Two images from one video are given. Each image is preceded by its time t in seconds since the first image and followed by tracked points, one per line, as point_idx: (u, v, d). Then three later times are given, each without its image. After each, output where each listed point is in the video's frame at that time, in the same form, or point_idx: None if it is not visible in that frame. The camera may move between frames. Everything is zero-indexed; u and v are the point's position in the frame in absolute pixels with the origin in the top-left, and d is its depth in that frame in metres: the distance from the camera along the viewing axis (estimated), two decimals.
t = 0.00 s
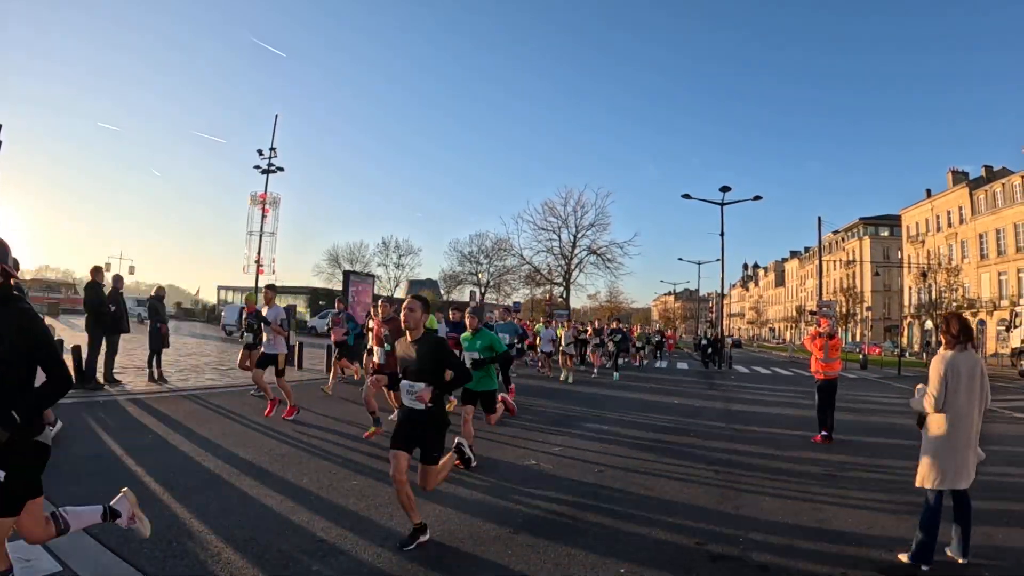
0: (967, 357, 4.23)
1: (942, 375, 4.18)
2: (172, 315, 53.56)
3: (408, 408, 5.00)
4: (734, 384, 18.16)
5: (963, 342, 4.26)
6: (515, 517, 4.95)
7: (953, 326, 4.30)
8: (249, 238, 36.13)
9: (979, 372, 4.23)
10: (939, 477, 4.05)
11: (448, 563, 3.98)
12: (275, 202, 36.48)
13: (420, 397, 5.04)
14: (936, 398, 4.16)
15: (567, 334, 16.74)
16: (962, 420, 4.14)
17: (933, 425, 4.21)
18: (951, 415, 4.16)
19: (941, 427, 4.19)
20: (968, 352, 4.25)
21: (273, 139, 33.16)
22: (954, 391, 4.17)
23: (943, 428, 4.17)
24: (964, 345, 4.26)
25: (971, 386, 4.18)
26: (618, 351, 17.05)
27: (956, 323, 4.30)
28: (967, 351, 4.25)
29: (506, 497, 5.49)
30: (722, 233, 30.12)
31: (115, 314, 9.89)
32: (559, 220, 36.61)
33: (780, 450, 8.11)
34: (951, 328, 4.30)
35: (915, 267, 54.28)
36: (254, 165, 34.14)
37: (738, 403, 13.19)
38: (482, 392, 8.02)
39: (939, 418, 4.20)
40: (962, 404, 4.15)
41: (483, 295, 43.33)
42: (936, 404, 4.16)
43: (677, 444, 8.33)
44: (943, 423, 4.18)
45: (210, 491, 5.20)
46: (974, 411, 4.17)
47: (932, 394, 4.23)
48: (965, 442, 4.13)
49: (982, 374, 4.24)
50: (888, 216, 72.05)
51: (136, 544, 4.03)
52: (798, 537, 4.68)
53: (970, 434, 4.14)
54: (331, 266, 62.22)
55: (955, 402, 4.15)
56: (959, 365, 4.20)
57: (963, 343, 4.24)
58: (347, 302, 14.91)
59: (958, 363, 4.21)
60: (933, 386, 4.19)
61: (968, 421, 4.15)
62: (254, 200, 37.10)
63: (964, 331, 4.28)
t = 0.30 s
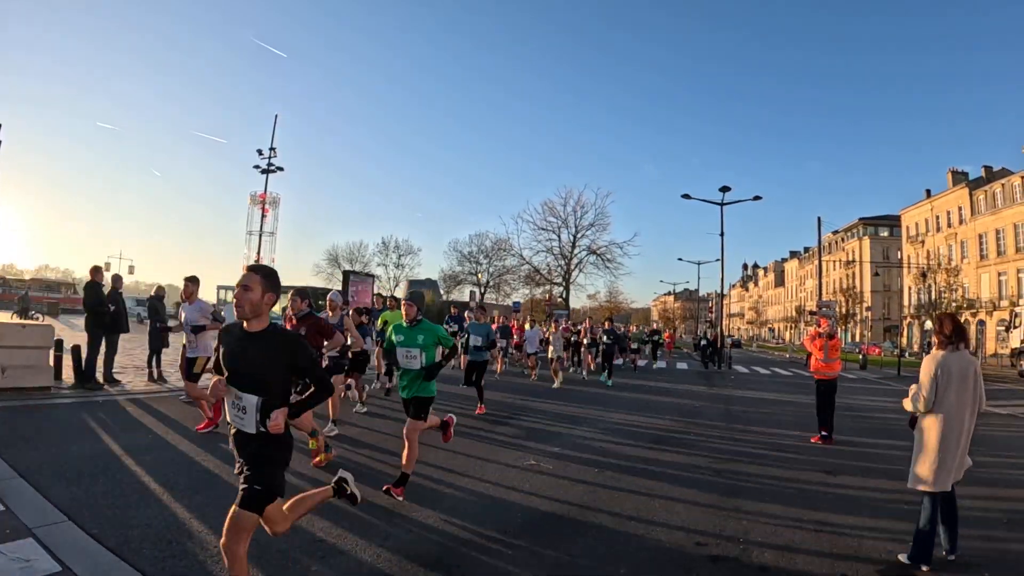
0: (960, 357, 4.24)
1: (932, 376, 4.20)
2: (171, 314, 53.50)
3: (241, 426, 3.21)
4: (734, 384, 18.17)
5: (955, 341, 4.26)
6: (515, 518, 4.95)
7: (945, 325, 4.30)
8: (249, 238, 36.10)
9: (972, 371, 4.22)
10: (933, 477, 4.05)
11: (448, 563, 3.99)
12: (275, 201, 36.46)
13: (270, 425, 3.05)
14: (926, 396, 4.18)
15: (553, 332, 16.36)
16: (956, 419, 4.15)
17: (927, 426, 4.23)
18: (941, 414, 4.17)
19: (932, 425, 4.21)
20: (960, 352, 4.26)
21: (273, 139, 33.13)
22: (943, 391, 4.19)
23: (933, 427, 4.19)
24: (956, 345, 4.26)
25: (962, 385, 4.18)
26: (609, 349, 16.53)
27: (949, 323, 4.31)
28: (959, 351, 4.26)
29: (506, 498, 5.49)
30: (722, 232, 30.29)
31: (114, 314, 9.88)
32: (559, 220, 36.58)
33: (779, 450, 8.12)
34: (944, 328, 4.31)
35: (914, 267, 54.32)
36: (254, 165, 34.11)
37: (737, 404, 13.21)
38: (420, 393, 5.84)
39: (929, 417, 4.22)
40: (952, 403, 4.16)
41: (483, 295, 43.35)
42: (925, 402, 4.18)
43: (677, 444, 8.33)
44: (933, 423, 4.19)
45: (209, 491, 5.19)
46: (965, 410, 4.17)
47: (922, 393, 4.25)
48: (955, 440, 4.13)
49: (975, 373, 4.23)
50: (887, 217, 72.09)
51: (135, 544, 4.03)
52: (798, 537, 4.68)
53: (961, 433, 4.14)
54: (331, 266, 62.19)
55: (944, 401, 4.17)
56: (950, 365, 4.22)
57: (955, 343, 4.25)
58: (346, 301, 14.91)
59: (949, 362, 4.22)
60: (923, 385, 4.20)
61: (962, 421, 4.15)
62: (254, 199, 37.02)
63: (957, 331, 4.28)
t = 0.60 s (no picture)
0: (958, 355, 4.24)
1: (931, 375, 4.19)
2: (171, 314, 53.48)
3: None
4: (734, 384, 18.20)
5: (953, 339, 4.26)
6: (514, 518, 4.95)
7: (943, 324, 4.30)
8: (249, 237, 36.04)
9: (970, 369, 4.22)
10: (933, 478, 4.06)
11: (447, 563, 3.98)
12: (274, 201, 36.41)
13: None
14: (924, 396, 4.17)
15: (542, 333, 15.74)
16: (955, 418, 4.15)
17: (925, 424, 4.23)
18: (940, 413, 4.17)
19: (930, 425, 4.21)
20: (957, 350, 4.26)
21: (273, 139, 33.10)
22: (940, 389, 4.19)
23: (933, 427, 4.19)
24: (954, 344, 4.26)
25: (960, 383, 4.18)
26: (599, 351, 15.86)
27: (946, 322, 4.30)
28: (957, 349, 4.26)
29: (506, 497, 5.49)
30: (723, 233, 30.24)
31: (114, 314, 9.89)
32: (560, 220, 36.57)
33: (780, 450, 8.12)
34: (940, 326, 4.32)
35: (914, 267, 54.30)
36: (255, 164, 34.09)
37: (737, 404, 13.22)
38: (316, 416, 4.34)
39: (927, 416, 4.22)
40: (950, 402, 4.16)
41: (483, 294, 43.37)
42: (923, 402, 4.17)
43: (678, 444, 8.33)
44: (932, 422, 4.19)
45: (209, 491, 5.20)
46: (964, 409, 4.17)
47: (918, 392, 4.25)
48: (953, 441, 4.12)
49: (974, 371, 4.23)
50: (887, 217, 72.11)
51: (135, 544, 4.03)
52: (800, 538, 4.68)
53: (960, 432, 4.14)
54: (331, 266, 62.15)
55: (942, 400, 4.17)
56: (947, 364, 4.21)
57: (952, 341, 4.25)
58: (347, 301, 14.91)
59: (945, 361, 4.22)
60: (921, 384, 4.20)
61: (961, 420, 4.16)
62: (254, 199, 36.98)
63: (955, 329, 4.28)
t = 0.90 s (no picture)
0: (959, 355, 4.25)
1: (934, 375, 4.18)
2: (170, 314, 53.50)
3: None
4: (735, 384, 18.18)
5: (954, 339, 4.26)
6: (514, 518, 4.95)
7: (942, 323, 4.32)
8: (249, 237, 36.00)
9: (970, 368, 4.24)
10: (938, 478, 4.05)
11: (448, 563, 3.98)
12: (274, 201, 36.39)
13: None
14: (927, 396, 4.17)
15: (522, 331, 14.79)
16: (957, 417, 4.15)
17: (927, 425, 4.22)
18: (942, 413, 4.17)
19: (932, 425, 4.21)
20: (959, 349, 4.27)
21: (273, 139, 33.10)
22: (942, 389, 4.18)
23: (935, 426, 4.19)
24: (955, 343, 4.26)
25: (962, 383, 4.18)
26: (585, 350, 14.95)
27: (945, 321, 4.31)
28: (958, 348, 4.27)
29: (507, 497, 5.48)
30: (722, 232, 31.00)
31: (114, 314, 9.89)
32: (560, 220, 36.59)
33: (780, 450, 8.11)
34: (939, 326, 4.33)
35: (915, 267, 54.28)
36: (255, 164, 34.09)
37: (737, 404, 13.21)
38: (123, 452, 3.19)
39: (929, 417, 4.22)
40: (952, 402, 4.16)
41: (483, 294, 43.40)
42: (927, 402, 4.17)
43: (679, 444, 8.31)
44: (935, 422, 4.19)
45: (209, 491, 5.20)
46: (966, 408, 4.18)
47: (921, 393, 4.25)
48: (956, 440, 4.12)
49: (974, 370, 4.25)
50: (888, 216, 72.09)
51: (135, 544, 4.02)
52: (802, 538, 4.67)
53: (963, 431, 4.14)
54: (331, 266, 62.17)
55: (945, 400, 4.17)
56: (948, 364, 4.22)
57: (953, 340, 4.25)
58: (347, 301, 14.91)
59: (946, 361, 4.23)
60: (924, 384, 4.19)
61: (963, 419, 4.16)
62: (254, 199, 36.97)
63: (954, 329, 4.29)
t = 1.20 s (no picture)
0: (960, 355, 4.24)
1: (937, 375, 4.19)
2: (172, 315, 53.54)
3: None
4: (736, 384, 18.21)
5: (955, 339, 4.26)
6: (516, 518, 4.96)
7: (941, 324, 4.32)
8: (250, 237, 35.98)
9: (972, 367, 4.24)
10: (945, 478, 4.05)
11: (449, 563, 3.98)
12: (274, 202, 36.36)
13: None
14: (931, 397, 4.17)
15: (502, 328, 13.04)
16: (957, 417, 4.14)
17: (928, 424, 4.23)
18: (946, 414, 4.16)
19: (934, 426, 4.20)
20: (961, 349, 4.27)
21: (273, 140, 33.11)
22: (945, 390, 4.18)
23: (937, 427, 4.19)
24: (956, 343, 4.27)
25: (965, 382, 4.18)
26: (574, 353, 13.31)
27: (945, 322, 4.31)
28: (959, 348, 4.27)
29: (509, 497, 5.49)
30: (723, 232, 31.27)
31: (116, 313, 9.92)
32: (561, 220, 36.55)
33: (782, 450, 8.12)
34: (939, 326, 4.33)
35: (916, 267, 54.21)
36: (256, 165, 34.15)
37: (738, 404, 13.22)
38: None
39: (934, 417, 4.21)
40: (956, 402, 4.16)
41: (484, 294, 43.43)
42: (930, 403, 4.17)
43: (680, 444, 8.33)
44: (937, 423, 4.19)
45: (211, 491, 5.22)
46: (970, 408, 4.18)
47: (923, 393, 4.25)
48: (961, 440, 4.12)
49: (977, 369, 4.25)
50: (889, 216, 72.00)
51: (136, 543, 4.04)
52: (803, 537, 4.68)
53: (967, 431, 4.14)
54: (333, 266, 62.24)
55: (948, 401, 4.16)
56: (950, 364, 4.22)
57: (954, 340, 4.26)
58: (348, 301, 14.92)
59: (948, 361, 4.23)
60: (928, 385, 4.19)
61: (966, 419, 4.15)
62: (255, 200, 36.96)
63: (953, 329, 4.29)
